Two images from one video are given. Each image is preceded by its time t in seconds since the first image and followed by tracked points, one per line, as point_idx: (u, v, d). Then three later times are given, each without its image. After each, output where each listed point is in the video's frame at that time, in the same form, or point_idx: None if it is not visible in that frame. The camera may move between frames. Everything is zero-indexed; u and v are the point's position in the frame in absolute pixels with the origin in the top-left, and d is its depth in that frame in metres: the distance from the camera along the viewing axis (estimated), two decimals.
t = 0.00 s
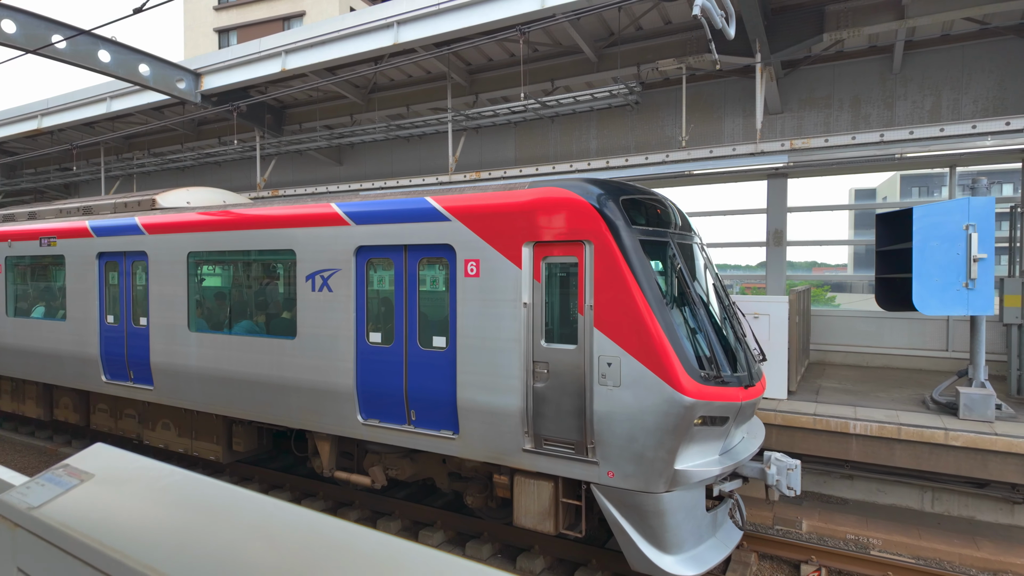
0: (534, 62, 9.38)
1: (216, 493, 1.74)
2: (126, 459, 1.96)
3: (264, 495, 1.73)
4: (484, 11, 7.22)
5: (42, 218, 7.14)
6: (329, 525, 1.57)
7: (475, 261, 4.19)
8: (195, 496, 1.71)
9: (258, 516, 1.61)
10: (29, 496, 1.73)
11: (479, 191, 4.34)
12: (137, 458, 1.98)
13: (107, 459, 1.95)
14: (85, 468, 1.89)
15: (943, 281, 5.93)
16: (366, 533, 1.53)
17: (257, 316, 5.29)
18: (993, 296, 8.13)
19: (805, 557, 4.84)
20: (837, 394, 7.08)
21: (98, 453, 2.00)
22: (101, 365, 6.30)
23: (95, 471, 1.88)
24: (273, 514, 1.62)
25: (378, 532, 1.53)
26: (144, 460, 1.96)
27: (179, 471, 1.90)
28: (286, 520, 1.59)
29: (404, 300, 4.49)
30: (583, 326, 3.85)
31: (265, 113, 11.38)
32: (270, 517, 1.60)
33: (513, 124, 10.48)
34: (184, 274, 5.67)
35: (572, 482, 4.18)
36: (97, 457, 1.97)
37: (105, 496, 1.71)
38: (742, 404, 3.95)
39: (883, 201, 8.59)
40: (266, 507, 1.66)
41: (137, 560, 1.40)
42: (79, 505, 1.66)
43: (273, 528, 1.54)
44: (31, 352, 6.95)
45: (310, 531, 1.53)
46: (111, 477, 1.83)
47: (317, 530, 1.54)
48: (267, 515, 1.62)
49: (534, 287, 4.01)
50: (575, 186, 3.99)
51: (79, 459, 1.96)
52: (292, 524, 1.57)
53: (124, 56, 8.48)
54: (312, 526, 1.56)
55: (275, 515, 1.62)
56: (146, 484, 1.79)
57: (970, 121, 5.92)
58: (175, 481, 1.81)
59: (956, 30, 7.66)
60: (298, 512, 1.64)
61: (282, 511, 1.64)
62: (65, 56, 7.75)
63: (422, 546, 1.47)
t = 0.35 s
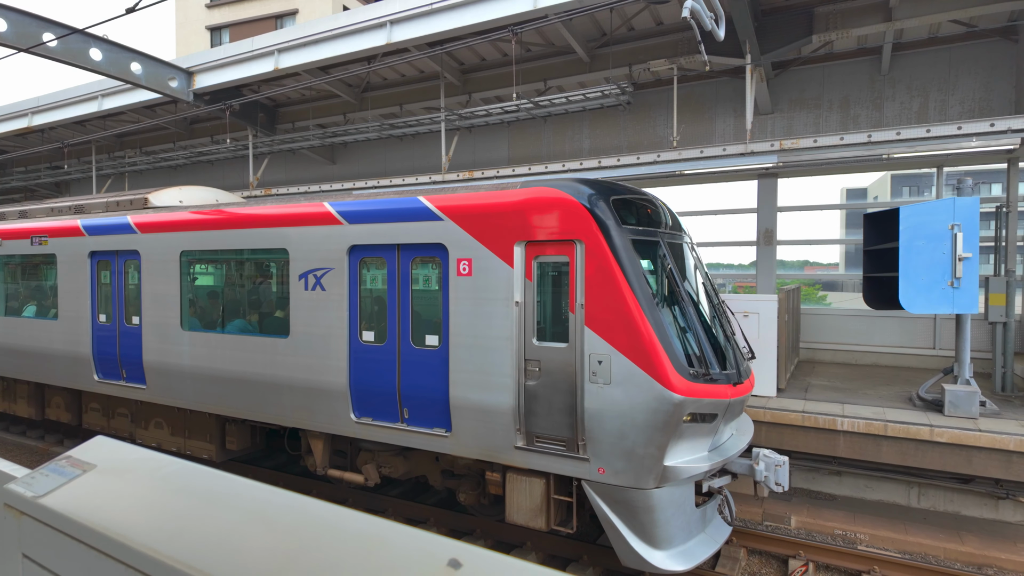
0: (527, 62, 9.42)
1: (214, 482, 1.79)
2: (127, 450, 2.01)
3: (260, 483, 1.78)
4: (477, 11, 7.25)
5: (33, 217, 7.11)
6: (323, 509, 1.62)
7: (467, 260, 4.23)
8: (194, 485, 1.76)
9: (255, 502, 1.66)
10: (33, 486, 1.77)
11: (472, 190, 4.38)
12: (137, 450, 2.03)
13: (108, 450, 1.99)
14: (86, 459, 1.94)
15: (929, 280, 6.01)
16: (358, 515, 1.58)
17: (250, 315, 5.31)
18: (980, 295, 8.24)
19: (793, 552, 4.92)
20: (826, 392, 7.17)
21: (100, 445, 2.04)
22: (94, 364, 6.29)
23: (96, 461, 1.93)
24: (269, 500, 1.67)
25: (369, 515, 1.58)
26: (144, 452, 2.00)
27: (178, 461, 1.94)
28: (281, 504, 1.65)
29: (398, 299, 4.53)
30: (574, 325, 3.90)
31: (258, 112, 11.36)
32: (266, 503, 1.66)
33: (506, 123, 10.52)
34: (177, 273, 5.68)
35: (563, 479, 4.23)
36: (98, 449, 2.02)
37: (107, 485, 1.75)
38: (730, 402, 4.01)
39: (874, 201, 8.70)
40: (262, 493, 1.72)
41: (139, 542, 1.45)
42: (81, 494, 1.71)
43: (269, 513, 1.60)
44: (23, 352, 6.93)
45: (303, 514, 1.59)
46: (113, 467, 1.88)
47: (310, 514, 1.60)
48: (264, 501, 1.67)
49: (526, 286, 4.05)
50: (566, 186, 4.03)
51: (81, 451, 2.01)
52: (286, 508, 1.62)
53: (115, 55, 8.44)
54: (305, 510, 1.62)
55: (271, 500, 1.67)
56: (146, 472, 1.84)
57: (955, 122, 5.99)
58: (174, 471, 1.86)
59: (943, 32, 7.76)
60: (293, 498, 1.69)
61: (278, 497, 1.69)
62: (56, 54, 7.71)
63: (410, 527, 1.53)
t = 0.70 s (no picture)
0: (521, 62, 9.44)
1: (215, 478, 1.81)
2: (128, 449, 2.02)
3: (259, 479, 1.80)
4: (471, 11, 7.27)
5: (25, 216, 7.08)
6: (321, 504, 1.64)
7: (461, 260, 4.25)
8: (195, 481, 1.78)
9: (254, 497, 1.68)
10: (35, 484, 1.79)
11: (466, 190, 4.40)
12: (137, 448, 2.04)
13: (109, 448, 2.01)
14: (87, 456, 1.95)
15: (918, 280, 6.08)
16: (355, 510, 1.60)
17: (244, 315, 5.31)
18: (970, 294, 8.33)
19: (784, 549, 4.96)
20: (818, 391, 7.24)
21: (100, 443, 2.05)
22: (87, 364, 6.27)
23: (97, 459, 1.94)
24: (269, 495, 1.70)
25: (365, 509, 1.61)
26: (145, 450, 2.02)
27: (179, 459, 1.96)
28: (280, 499, 1.67)
29: (392, 299, 4.54)
30: (568, 324, 3.93)
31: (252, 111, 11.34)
32: (266, 497, 1.68)
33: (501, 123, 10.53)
34: (171, 273, 5.67)
35: (557, 478, 4.26)
36: (99, 447, 2.03)
37: (108, 481, 1.77)
38: (722, 401, 4.04)
39: (867, 200, 8.75)
40: (261, 489, 1.74)
41: (141, 536, 1.48)
42: (83, 491, 1.73)
43: (268, 507, 1.62)
44: (15, 352, 6.90)
45: (301, 509, 1.61)
46: (115, 464, 1.90)
47: (309, 508, 1.62)
48: (263, 496, 1.69)
49: (520, 286, 4.08)
50: (560, 186, 4.06)
51: (83, 449, 2.02)
52: (285, 503, 1.65)
53: (108, 53, 8.38)
54: (303, 505, 1.64)
55: (270, 495, 1.69)
56: (148, 469, 1.86)
57: (944, 123, 6.01)
58: (174, 468, 1.88)
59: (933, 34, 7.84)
60: (291, 493, 1.71)
61: (277, 492, 1.71)
62: (49, 52, 7.65)
63: (405, 521, 1.55)
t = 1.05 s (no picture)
0: (517, 62, 9.44)
1: (214, 476, 1.81)
2: (128, 447, 2.03)
3: (259, 477, 1.80)
4: (467, 11, 7.27)
5: (19, 215, 7.04)
6: (321, 500, 1.65)
7: (458, 260, 4.25)
8: (195, 479, 1.78)
9: (254, 494, 1.68)
10: (35, 482, 1.79)
11: (463, 190, 4.41)
12: (137, 447, 2.04)
13: (109, 446, 2.01)
14: (88, 455, 1.95)
15: (912, 279, 6.12)
16: (354, 505, 1.61)
17: (239, 315, 5.30)
18: (963, 294, 8.38)
19: (780, 547, 4.97)
20: (812, 390, 7.28)
21: (102, 441, 2.05)
22: (81, 364, 6.25)
23: (98, 456, 1.94)
24: (270, 492, 1.70)
25: (365, 505, 1.61)
26: (145, 448, 2.02)
27: (178, 457, 1.96)
28: (280, 495, 1.67)
29: (389, 299, 4.54)
30: (564, 324, 3.94)
31: (248, 110, 11.31)
32: (266, 494, 1.68)
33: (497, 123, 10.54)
34: (166, 272, 5.65)
35: (553, 477, 4.27)
36: (99, 445, 2.03)
37: (109, 478, 1.77)
38: (718, 400, 4.06)
39: (861, 201, 8.80)
40: (261, 486, 1.74)
41: (143, 533, 1.48)
42: (83, 489, 1.72)
43: (267, 504, 1.62)
44: (9, 351, 6.86)
45: (302, 506, 1.61)
46: (115, 462, 1.89)
47: (309, 505, 1.62)
48: (263, 493, 1.69)
49: (516, 285, 4.08)
50: (556, 186, 4.07)
51: (83, 447, 2.02)
52: (286, 500, 1.65)
53: (102, 52, 8.35)
54: (303, 501, 1.64)
55: (270, 492, 1.70)
56: (147, 467, 1.86)
57: (939, 123, 6.04)
58: (174, 466, 1.88)
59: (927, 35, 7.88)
60: (291, 490, 1.72)
61: (277, 488, 1.72)
62: (42, 50, 7.61)
63: (404, 517, 1.56)
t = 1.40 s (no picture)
0: (517, 61, 9.43)
1: (219, 474, 1.81)
2: (133, 445, 2.03)
3: (264, 475, 1.80)
4: (467, 11, 7.27)
5: (19, 214, 7.03)
6: (327, 497, 1.65)
7: (458, 259, 4.25)
8: (200, 476, 1.78)
9: (259, 492, 1.68)
10: (40, 480, 1.78)
11: (463, 189, 4.40)
12: (142, 445, 2.04)
13: (114, 444, 2.01)
14: (93, 453, 1.95)
15: (912, 279, 6.12)
16: (360, 503, 1.61)
17: (239, 314, 5.30)
18: (962, 294, 8.39)
19: (779, 546, 4.97)
20: (812, 389, 7.28)
21: (107, 440, 2.06)
22: (81, 363, 6.24)
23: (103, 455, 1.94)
24: (275, 490, 1.70)
25: (371, 503, 1.61)
26: (150, 446, 2.02)
27: (183, 455, 1.96)
28: (286, 493, 1.67)
29: (389, 298, 4.54)
30: (564, 324, 3.94)
31: (247, 109, 11.30)
32: (271, 492, 1.69)
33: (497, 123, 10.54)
34: (166, 272, 5.65)
35: (554, 476, 4.27)
36: (104, 443, 2.03)
37: (114, 477, 1.77)
38: (718, 399, 4.06)
39: (861, 200, 8.81)
40: (266, 484, 1.74)
41: (149, 531, 1.48)
42: (89, 487, 1.72)
43: (274, 502, 1.62)
44: (8, 351, 6.86)
45: (307, 504, 1.61)
46: (120, 460, 1.89)
47: (315, 502, 1.62)
48: (268, 491, 1.70)
49: (517, 285, 4.09)
50: (557, 186, 4.06)
51: (88, 445, 2.02)
52: (291, 498, 1.65)
53: (102, 51, 8.33)
54: (308, 499, 1.64)
55: (276, 490, 1.70)
56: (152, 465, 1.86)
57: (938, 123, 6.04)
58: (180, 464, 1.88)
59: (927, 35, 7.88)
60: (296, 487, 1.72)
61: (283, 486, 1.72)
62: (42, 49, 7.60)
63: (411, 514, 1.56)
